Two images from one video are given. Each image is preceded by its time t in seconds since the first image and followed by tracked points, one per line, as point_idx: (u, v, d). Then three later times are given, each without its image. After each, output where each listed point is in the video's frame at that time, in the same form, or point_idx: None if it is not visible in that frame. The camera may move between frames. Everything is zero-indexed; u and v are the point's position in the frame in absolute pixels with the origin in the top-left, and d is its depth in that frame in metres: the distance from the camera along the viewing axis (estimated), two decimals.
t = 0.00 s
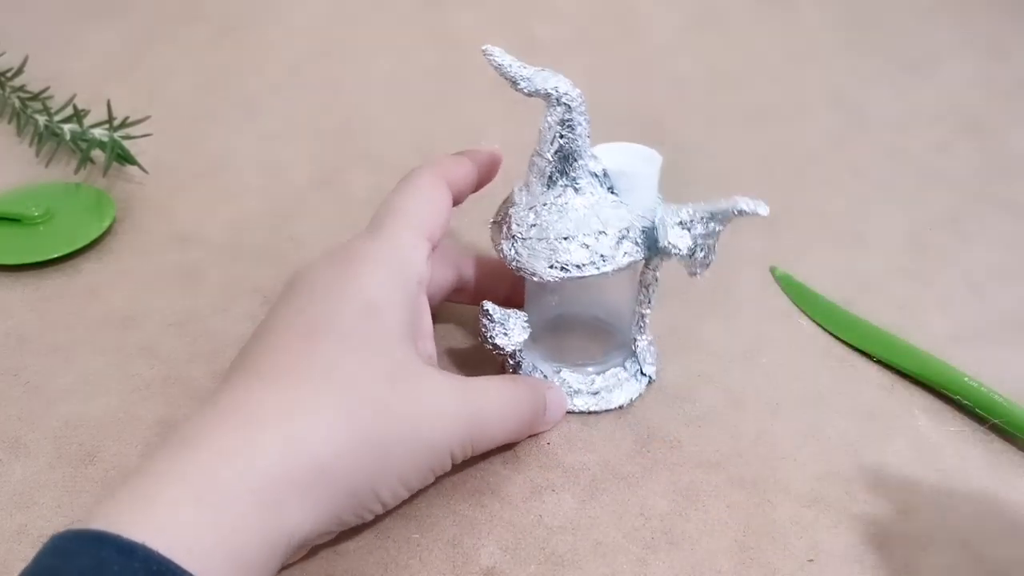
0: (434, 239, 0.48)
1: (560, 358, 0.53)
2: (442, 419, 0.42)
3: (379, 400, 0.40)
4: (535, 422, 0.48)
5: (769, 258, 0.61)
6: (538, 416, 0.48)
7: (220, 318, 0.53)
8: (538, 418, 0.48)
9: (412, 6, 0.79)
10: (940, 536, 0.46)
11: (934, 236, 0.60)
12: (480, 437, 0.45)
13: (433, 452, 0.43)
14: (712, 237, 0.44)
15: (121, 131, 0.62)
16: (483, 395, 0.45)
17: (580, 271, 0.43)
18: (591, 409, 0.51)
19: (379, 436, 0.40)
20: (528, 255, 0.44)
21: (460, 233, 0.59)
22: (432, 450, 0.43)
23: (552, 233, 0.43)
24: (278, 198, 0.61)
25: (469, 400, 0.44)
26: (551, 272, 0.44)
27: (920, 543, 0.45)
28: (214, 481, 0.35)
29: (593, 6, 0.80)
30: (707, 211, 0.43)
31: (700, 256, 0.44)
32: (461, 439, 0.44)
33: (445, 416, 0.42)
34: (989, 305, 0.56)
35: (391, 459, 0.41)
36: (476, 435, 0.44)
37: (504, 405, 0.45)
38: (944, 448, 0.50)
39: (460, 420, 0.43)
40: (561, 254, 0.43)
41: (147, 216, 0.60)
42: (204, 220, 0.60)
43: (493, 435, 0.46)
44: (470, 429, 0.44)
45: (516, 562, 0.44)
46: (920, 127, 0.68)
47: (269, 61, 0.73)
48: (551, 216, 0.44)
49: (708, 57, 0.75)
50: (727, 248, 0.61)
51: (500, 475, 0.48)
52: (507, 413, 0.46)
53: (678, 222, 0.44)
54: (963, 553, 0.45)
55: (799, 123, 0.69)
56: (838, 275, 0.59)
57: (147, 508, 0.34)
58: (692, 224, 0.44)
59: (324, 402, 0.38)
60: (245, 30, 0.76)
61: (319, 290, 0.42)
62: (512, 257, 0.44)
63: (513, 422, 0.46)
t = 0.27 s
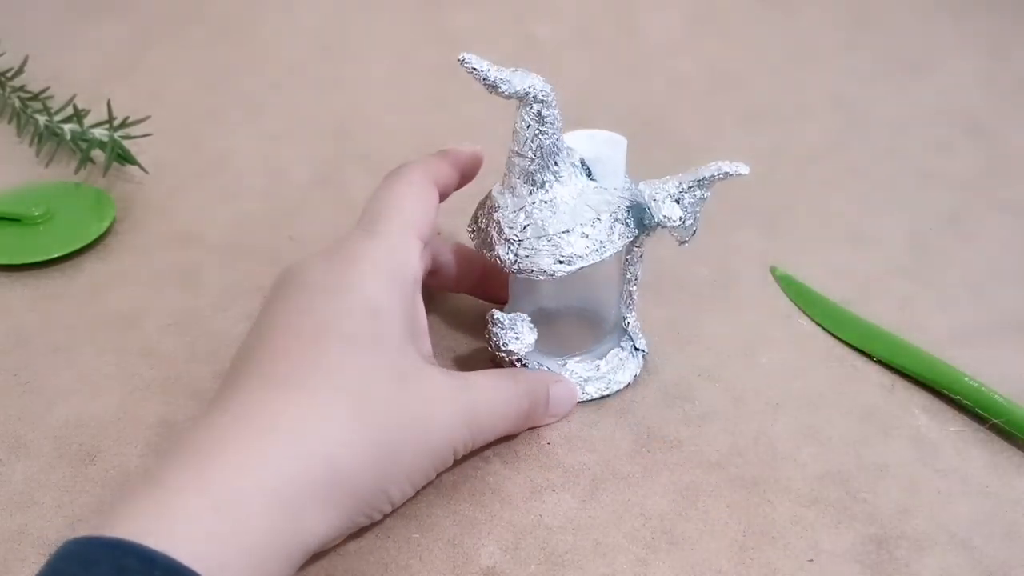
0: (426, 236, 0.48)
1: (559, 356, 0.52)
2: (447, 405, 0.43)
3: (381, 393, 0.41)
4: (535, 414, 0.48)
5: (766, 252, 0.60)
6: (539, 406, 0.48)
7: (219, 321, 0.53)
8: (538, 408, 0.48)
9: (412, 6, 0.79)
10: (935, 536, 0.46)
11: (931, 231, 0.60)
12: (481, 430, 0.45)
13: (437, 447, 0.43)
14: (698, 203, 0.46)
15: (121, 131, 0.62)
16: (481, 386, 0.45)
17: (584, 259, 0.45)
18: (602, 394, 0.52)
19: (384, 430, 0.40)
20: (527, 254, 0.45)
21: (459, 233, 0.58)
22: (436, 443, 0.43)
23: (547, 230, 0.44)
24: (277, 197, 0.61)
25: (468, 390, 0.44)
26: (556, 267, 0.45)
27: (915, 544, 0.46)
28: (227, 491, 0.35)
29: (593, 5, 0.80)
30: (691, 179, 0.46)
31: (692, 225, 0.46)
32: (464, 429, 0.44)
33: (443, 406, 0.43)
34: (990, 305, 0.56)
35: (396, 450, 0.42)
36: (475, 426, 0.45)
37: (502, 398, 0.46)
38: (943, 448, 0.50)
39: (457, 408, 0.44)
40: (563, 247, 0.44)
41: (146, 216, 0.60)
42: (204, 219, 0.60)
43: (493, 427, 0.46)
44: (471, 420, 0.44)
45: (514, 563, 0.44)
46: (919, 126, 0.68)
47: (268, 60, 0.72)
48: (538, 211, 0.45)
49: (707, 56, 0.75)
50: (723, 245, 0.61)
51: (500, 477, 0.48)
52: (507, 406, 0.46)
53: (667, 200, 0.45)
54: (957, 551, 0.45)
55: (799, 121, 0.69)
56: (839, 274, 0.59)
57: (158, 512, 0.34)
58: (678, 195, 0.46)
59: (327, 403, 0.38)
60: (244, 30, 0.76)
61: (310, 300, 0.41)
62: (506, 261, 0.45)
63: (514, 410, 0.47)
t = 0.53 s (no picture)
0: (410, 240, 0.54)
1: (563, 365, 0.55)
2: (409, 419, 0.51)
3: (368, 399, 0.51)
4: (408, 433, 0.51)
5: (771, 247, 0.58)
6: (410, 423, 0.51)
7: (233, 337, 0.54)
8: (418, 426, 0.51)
9: None
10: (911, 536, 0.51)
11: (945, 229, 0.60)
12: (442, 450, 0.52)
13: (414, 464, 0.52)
14: (687, 204, 0.54)
15: (121, 128, 0.60)
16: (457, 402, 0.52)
17: (575, 255, 0.52)
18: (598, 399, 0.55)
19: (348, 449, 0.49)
20: (524, 253, 0.52)
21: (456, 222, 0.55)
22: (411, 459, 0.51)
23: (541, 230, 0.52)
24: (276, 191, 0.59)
25: (436, 413, 0.51)
26: (551, 262, 0.52)
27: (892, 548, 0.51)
28: (208, 496, 0.45)
29: None
30: (681, 181, 0.54)
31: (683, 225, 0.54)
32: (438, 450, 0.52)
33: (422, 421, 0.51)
34: (984, 313, 0.57)
35: (377, 460, 0.50)
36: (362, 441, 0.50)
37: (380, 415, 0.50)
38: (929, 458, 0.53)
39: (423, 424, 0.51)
40: (558, 242, 0.52)
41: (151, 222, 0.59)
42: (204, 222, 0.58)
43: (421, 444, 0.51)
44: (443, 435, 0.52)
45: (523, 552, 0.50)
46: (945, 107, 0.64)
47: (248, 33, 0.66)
48: (529, 215, 0.52)
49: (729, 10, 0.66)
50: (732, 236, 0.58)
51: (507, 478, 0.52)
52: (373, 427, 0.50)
53: (661, 199, 0.53)
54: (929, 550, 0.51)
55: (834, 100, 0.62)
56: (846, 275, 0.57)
57: (150, 520, 0.43)
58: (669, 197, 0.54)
59: (283, 433, 0.48)
60: None
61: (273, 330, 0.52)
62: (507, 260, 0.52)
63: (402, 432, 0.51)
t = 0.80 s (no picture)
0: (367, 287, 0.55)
1: (565, 366, 0.56)
2: (363, 443, 0.53)
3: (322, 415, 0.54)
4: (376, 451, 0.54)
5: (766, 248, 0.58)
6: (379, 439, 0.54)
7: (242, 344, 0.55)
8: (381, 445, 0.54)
9: None
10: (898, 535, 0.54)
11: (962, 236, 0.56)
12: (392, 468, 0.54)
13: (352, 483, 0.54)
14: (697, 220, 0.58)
15: (122, 128, 0.61)
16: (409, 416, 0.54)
17: (576, 256, 0.55)
18: (598, 402, 0.55)
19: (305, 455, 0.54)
20: (526, 255, 0.54)
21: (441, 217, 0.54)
22: (360, 475, 0.54)
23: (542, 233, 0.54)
24: (279, 192, 0.59)
25: (394, 435, 0.54)
26: (552, 264, 0.55)
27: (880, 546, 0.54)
28: (187, 495, 0.52)
29: None
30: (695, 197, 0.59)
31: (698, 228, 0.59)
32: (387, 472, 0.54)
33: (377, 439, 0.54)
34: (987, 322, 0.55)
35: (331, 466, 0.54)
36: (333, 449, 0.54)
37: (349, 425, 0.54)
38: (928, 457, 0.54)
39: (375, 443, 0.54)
40: (561, 242, 0.54)
41: (153, 224, 0.58)
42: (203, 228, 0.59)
43: (379, 461, 0.54)
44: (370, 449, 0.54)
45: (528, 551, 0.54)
46: (964, 96, 0.60)
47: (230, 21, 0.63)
48: (528, 218, 0.53)
49: None
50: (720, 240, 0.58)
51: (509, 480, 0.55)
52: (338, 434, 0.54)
53: (663, 217, 0.59)
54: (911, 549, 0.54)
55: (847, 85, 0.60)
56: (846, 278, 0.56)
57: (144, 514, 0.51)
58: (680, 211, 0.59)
59: (276, 427, 0.53)
60: None
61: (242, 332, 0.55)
62: (511, 261, 0.54)
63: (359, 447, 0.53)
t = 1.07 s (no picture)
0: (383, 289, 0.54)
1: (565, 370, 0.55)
2: (362, 443, 0.46)
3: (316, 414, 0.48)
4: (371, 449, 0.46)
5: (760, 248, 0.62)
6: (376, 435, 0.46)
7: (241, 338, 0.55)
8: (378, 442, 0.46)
9: None
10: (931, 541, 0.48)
11: (956, 239, 0.54)
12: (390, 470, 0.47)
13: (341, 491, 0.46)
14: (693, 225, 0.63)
15: (121, 129, 0.64)
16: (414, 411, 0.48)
17: (575, 255, 0.49)
18: (598, 401, 0.53)
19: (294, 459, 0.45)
20: (526, 256, 0.50)
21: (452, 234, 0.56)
22: (350, 480, 0.46)
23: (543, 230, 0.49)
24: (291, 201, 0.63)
25: (394, 433, 0.47)
26: (552, 264, 0.50)
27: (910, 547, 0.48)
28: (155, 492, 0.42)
29: None
30: (695, 210, 0.64)
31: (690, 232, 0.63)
32: (382, 473, 0.47)
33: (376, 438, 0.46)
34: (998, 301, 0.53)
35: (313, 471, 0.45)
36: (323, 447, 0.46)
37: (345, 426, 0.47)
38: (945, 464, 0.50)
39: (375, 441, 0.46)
40: (560, 241, 0.49)
41: (152, 225, 0.59)
42: (212, 233, 0.60)
43: (376, 459, 0.46)
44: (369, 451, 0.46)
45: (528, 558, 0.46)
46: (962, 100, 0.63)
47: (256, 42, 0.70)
48: (528, 219, 0.50)
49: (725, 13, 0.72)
50: (711, 245, 0.62)
51: (511, 483, 0.48)
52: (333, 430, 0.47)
53: (659, 222, 0.64)
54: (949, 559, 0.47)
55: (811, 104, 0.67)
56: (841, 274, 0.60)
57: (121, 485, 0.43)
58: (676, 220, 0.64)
59: (273, 426, 0.46)
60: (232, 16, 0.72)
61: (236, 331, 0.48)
62: (509, 262, 0.50)
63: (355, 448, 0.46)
